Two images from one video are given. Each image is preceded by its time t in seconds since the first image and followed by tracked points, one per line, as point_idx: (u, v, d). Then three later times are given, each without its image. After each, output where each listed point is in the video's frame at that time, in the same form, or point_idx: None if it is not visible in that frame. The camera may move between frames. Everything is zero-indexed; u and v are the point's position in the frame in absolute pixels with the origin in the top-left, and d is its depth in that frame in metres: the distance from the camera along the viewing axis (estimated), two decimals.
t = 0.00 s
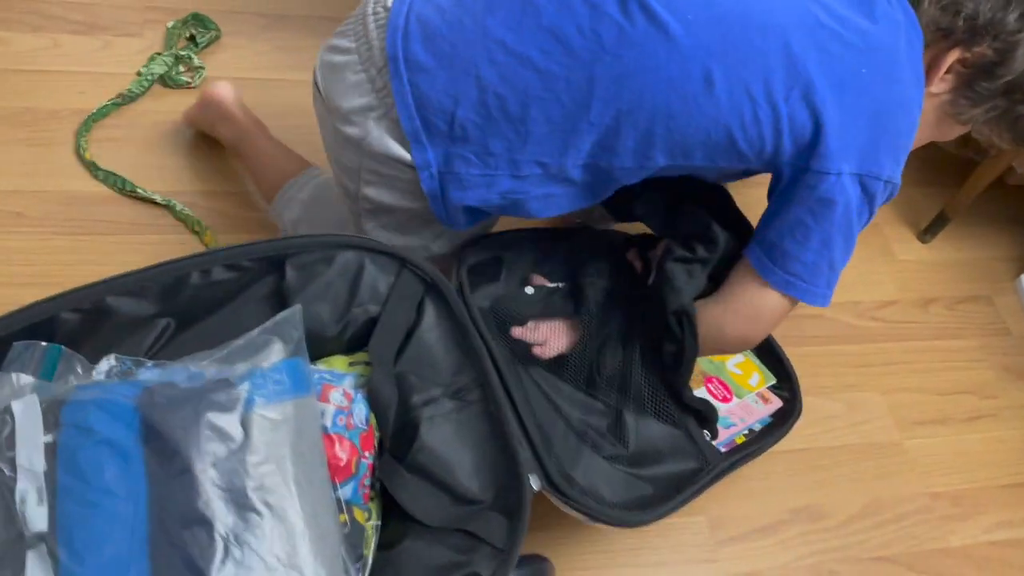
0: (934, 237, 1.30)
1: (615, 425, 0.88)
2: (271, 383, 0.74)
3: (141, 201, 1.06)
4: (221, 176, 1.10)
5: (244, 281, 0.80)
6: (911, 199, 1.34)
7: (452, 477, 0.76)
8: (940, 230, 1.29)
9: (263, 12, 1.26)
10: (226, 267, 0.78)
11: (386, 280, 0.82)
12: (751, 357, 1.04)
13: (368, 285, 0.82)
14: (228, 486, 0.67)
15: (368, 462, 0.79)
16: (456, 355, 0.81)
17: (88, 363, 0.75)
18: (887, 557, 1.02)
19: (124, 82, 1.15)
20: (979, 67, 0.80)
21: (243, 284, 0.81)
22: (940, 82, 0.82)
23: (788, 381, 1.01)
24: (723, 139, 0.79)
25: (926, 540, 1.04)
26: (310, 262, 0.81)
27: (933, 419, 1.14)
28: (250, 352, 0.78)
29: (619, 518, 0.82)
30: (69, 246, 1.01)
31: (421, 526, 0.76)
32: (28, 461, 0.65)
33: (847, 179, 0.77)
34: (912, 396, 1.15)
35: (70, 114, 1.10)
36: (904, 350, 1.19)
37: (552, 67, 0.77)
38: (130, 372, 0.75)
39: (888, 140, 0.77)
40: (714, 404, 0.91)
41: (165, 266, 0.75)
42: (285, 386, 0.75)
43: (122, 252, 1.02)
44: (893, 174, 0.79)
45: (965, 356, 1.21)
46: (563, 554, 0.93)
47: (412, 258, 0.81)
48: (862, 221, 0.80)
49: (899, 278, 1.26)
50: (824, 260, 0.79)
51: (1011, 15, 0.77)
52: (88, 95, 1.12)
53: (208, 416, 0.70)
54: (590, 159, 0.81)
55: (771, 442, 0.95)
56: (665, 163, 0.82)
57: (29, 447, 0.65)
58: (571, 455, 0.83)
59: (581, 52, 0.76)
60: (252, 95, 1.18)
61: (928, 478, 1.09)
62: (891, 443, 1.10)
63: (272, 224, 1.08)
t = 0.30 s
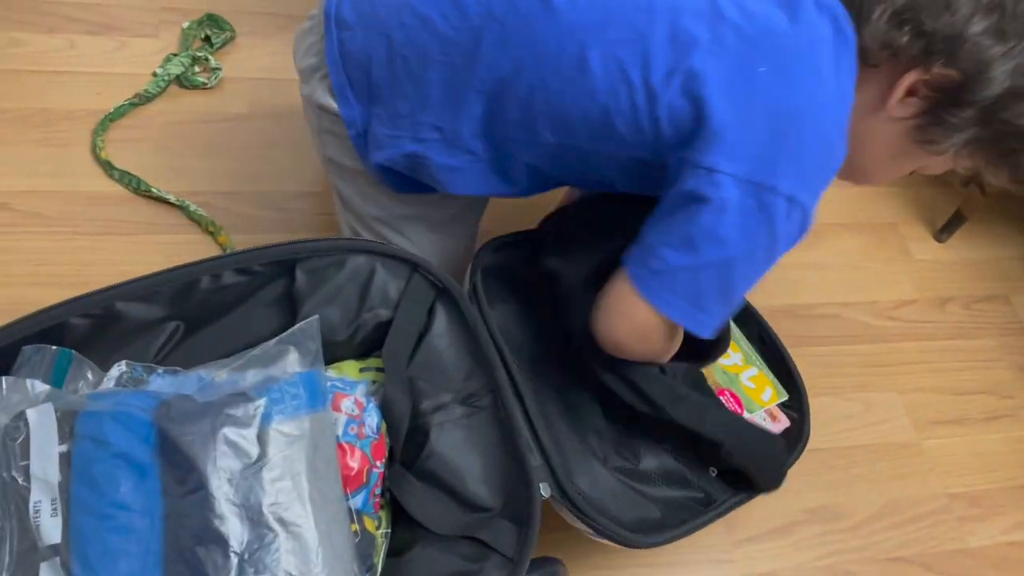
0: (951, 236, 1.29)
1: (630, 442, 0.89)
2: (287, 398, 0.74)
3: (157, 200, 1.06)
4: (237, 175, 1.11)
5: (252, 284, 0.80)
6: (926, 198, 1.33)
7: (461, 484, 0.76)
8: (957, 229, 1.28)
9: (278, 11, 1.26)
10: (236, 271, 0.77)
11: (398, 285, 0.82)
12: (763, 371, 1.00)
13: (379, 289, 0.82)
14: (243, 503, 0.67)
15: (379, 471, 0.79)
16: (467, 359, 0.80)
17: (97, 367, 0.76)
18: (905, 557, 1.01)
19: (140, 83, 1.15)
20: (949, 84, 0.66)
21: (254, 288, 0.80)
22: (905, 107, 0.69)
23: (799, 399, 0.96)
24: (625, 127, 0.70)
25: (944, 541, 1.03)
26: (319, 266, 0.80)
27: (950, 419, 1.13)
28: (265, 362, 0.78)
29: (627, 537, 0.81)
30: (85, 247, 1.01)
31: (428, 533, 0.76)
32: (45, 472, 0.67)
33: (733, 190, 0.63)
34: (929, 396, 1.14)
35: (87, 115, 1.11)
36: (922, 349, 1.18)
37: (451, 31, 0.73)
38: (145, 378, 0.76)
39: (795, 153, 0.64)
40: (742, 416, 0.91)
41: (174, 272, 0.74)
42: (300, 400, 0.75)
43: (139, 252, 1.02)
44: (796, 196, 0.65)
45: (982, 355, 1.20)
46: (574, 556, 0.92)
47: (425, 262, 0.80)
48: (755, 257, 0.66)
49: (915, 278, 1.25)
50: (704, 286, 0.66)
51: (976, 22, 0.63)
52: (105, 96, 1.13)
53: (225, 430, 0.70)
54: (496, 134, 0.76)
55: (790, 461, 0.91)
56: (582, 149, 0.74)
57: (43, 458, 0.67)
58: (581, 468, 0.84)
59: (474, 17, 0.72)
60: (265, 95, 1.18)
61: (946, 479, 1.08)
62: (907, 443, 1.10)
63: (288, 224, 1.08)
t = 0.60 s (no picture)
0: (965, 242, 1.29)
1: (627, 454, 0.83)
2: (268, 410, 0.73)
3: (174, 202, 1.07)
4: (253, 178, 1.11)
5: (239, 294, 0.79)
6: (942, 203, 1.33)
7: (445, 497, 0.75)
8: (972, 235, 1.28)
9: (295, 16, 1.27)
10: (222, 281, 0.76)
11: (384, 295, 0.81)
12: (762, 387, 0.97)
13: (366, 299, 0.81)
14: (221, 517, 0.66)
15: (363, 484, 0.77)
16: (454, 370, 0.79)
17: (78, 377, 0.75)
18: (920, 564, 1.00)
19: (158, 86, 1.16)
20: (822, 31, 0.55)
21: (240, 296, 0.79)
22: (790, 63, 0.59)
23: (797, 416, 0.94)
24: (489, 51, 0.66)
25: (959, 547, 1.03)
26: (306, 276, 0.80)
27: (965, 426, 1.13)
28: (248, 374, 0.78)
29: (616, 554, 0.78)
30: (103, 248, 1.02)
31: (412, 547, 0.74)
32: (20, 485, 0.65)
33: (548, 114, 0.56)
34: (944, 402, 1.14)
35: (106, 117, 1.12)
36: (936, 355, 1.18)
37: None
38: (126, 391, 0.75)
39: (622, 93, 0.56)
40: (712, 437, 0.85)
41: (159, 280, 0.73)
42: (284, 413, 0.74)
43: (156, 254, 1.03)
44: (614, 138, 0.56)
45: (997, 362, 1.19)
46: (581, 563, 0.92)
47: (411, 271, 0.79)
48: (577, 201, 0.58)
49: (930, 283, 1.25)
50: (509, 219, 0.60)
51: None
52: (123, 99, 1.14)
53: (202, 443, 0.68)
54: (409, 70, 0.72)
55: (785, 483, 0.89)
56: (468, 84, 0.70)
57: (20, 470, 0.65)
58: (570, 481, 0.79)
59: None
60: (282, 98, 1.19)
61: (961, 485, 1.08)
62: (923, 449, 1.09)
63: (303, 227, 1.09)
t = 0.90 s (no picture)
0: (984, 249, 1.28)
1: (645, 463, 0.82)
2: (289, 418, 0.74)
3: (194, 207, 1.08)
4: (272, 183, 1.12)
5: (259, 300, 0.80)
6: (960, 210, 1.32)
7: (464, 504, 0.75)
8: (991, 242, 1.27)
9: (314, 22, 1.28)
10: (242, 287, 0.77)
11: (404, 302, 0.81)
12: (780, 399, 0.95)
13: (385, 307, 0.82)
14: (244, 523, 0.67)
15: (382, 491, 0.78)
16: (473, 377, 0.79)
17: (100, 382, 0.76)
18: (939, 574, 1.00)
19: (178, 91, 1.17)
20: (760, 15, 0.58)
21: (261, 302, 0.80)
22: (737, 53, 0.61)
23: (814, 428, 0.92)
24: (438, 36, 0.68)
25: (978, 557, 1.02)
26: (325, 283, 0.80)
27: (984, 435, 1.12)
28: (268, 380, 0.79)
29: (632, 567, 0.77)
30: (125, 252, 1.03)
31: (430, 553, 0.75)
32: (46, 489, 0.66)
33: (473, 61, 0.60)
34: (963, 411, 1.14)
35: (127, 122, 1.13)
36: (955, 363, 1.18)
37: None
38: (148, 396, 0.76)
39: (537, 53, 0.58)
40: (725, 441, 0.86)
41: (181, 286, 0.74)
42: (305, 420, 0.74)
43: (176, 258, 1.04)
44: (520, 97, 0.59)
45: (1017, 370, 1.19)
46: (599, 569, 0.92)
47: (430, 279, 0.80)
48: (486, 158, 0.61)
49: (948, 290, 1.24)
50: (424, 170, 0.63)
51: None
52: (144, 104, 1.15)
53: (225, 449, 0.69)
54: (383, 71, 0.78)
55: (798, 501, 0.87)
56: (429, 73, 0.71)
57: (46, 474, 0.66)
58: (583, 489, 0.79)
59: None
60: (300, 103, 1.19)
61: (980, 495, 1.07)
62: (941, 458, 1.09)
63: (322, 232, 1.09)
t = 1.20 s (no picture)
0: (995, 255, 1.28)
1: (655, 467, 0.83)
2: (305, 424, 0.75)
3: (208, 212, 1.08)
4: (285, 188, 1.13)
5: (275, 306, 0.79)
6: (971, 215, 1.32)
7: (478, 510, 0.75)
8: (1002, 248, 1.27)
9: (326, 27, 1.29)
10: (259, 294, 0.76)
11: (419, 309, 0.81)
12: (792, 407, 0.94)
13: (400, 314, 0.82)
14: (261, 528, 0.67)
15: (397, 496, 0.79)
16: (487, 385, 0.79)
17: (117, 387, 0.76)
18: None
19: (192, 97, 1.17)
20: None
21: (277, 308, 0.79)
22: (711, 31, 0.57)
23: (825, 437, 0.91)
24: (442, 33, 0.67)
25: (988, 565, 1.02)
26: (342, 290, 0.80)
27: (995, 441, 1.12)
28: (284, 386, 0.80)
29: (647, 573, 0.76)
30: (140, 257, 1.04)
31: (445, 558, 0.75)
32: (66, 494, 0.66)
33: (473, 79, 0.59)
34: (974, 417, 1.14)
35: (142, 127, 1.14)
36: (966, 369, 1.18)
37: None
38: (165, 403, 0.77)
39: (533, 62, 0.58)
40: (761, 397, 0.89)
41: (197, 293, 0.73)
42: (320, 426, 0.76)
43: (191, 263, 1.04)
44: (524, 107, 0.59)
45: None
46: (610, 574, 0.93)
47: (445, 286, 0.80)
48: (512, 159, 0.62)
49: (959, 296, 1.24)
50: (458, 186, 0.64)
51: None
52: (158, 109, 1.15)
53: (243, 455, 0.71)
54: (392, 65, 0.77)
55: (809, 510, 0.87)
56: (436, 70, 0.71)
57: (65, 480, 0.67)
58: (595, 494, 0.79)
59: None
60: (313, 108, 1.20)
61: (990, 502, 1.07)
62: (952, 464, 1.09)
63: (335, 237, 1.10)
